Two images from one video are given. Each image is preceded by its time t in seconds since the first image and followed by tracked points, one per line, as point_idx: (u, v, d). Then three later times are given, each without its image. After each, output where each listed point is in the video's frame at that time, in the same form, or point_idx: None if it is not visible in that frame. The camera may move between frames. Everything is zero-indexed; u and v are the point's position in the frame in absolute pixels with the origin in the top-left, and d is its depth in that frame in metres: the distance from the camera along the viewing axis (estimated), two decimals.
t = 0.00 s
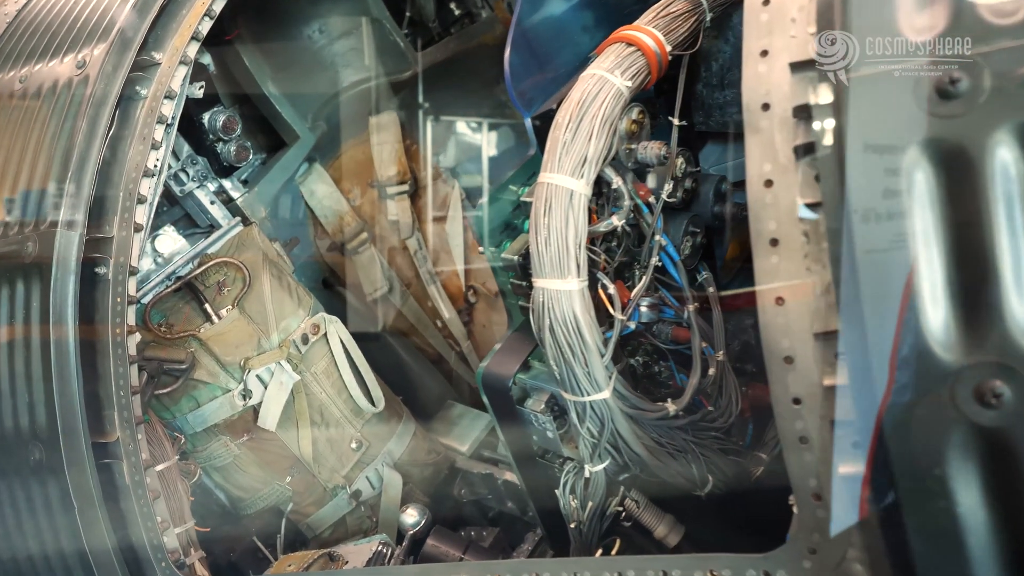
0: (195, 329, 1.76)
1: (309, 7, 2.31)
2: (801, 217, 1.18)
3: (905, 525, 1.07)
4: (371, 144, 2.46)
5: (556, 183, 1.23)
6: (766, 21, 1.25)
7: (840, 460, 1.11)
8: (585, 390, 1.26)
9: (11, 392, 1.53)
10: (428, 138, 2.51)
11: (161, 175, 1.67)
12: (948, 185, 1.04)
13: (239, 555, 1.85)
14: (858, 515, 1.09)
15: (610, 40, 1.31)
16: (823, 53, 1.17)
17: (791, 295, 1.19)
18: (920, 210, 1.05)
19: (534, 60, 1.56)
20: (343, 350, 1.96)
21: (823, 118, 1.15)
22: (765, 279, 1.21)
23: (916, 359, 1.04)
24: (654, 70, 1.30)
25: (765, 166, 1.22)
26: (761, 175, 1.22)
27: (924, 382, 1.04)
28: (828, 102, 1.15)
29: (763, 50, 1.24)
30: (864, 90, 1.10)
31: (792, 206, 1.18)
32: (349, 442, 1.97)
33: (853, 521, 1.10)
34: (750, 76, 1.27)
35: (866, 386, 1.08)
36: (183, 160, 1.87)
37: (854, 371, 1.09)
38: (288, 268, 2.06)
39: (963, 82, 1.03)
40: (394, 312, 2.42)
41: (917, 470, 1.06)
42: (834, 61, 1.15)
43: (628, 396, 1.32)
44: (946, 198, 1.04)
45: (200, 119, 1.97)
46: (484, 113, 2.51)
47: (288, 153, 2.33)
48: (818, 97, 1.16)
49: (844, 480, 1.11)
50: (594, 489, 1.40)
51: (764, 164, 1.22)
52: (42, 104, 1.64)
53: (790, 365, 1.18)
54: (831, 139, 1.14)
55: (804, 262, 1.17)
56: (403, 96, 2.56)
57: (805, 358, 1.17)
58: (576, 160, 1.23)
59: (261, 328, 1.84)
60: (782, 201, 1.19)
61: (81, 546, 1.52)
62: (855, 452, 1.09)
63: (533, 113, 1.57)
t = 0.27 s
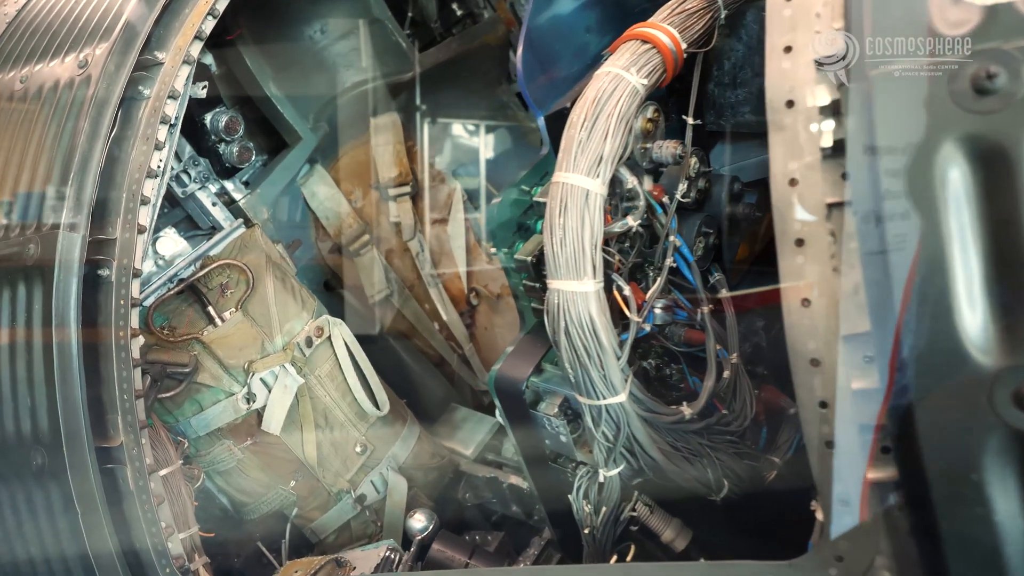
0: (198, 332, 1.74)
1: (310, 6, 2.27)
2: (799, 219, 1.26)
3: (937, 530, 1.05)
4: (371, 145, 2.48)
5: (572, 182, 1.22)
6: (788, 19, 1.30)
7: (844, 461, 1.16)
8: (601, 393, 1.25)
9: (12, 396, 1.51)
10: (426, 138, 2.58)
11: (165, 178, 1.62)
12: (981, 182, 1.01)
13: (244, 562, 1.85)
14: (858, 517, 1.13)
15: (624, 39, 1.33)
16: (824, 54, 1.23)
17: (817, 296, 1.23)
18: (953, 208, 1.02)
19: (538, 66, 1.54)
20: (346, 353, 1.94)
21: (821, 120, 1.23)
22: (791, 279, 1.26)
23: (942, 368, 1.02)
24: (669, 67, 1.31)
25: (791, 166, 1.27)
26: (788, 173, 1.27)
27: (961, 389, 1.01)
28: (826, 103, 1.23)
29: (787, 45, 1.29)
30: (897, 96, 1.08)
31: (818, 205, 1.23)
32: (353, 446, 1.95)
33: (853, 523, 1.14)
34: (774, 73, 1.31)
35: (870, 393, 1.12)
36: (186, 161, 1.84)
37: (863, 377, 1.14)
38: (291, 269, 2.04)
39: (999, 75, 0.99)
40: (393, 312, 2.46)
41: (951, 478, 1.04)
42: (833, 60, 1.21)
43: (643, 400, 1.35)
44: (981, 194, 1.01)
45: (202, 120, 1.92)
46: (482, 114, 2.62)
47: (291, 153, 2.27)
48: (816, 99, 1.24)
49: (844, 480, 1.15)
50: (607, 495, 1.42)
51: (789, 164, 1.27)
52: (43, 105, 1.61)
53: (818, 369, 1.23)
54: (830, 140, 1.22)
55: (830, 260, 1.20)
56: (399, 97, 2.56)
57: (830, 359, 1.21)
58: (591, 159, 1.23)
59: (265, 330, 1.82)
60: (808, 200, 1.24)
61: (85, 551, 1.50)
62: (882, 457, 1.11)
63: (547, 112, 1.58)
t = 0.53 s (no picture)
0: (205, 333, 1.71)
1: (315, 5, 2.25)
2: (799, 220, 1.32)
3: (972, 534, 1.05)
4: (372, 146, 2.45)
5: (590, 180, 1.23)
6: (816, 13, 1.27)
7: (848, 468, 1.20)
8: (619, 396, 1.26)
9: (19, 398, 1.50)
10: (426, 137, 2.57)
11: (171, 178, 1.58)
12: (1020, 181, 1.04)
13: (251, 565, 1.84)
14: (863, 518, 1.17)
15: (642, 36, 1.33)
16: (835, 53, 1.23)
17: (847, 298, 1.22)
18: (994, 208, 1.05)
19: (549, 66, 1.53)
20: (354, 354, 1.94)
21: (822, 120, 1.24)
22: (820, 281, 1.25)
23: (981, 372, 1.04)
24: (687, 64, 1.33)
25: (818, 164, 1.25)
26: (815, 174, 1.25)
27: (1008, 392, 1.03)
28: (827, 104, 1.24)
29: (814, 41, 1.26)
30: (941, 96, 1.08)
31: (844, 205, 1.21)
32: (361, 448, 1.94)
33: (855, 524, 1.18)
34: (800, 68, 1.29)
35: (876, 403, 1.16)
36: (191, 161, 1.80)
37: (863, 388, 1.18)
38: (297, 270, 2.02)
39: None
40: (394, 312, 2.45)
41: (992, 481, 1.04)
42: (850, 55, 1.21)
43: (661, 402, 1.32)
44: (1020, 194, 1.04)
45: (208, 120, 1.88)
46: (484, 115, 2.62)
47: (296, 153, 2.24)
48: (816, 99, 1.25)
49: (850, 487, 1.20)
50: (623, 499, 1.43)
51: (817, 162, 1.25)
52: (48, 103, 1.60)
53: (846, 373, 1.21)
54: (832, 139, 1.24)
55: (860, 261, 1.19)
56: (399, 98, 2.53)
57: (861, 360, 1.19)
58: (610, 158, 1.23)
59: (272, 331, 1.80)
60: (835, 198, 1.22)
61: (92, 554, 1.49)
62: (915, 463, 1.13)
63: (563, 111, 1.57)
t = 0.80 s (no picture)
0: (211, 335, 1.70)
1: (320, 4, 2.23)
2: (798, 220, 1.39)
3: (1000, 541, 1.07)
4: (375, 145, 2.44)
5: (607, 181, 1.21)
6: (842, 10, 1.27)
7: (849, 473, 1.26)
8: (636, 400, 1.24)
9: (25, 400, 1.48)
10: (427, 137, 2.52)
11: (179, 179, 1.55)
12: None
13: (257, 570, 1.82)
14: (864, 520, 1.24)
15: (658, 34, 1.31)
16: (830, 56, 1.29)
17: (875, 303, 1.21)
18: None
19: (567, 61, 1.48)
20: (361, 355, 1.92)
21: (823, 120, 1.27)
22: (847, 284, 1.24)
23: None
24: (704, 63, 1.32)
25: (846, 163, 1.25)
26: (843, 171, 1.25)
27: None
28: (828, 105, 1.28)
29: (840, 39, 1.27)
30: (961, 104, 1.09)
31: (874, 206, 1.22)
32: (368, 451, 1.92)
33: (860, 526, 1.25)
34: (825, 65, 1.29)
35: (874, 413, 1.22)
36: (197, 161, 1.80)
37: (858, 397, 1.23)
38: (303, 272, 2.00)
39: None
40: (400, 313, 2.44)
41: None
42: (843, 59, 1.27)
43: (679, 407, 1.31)
44: None
45: (213, 120, 1.86)
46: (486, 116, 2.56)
47: (302, 152, 2.21)
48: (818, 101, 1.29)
49: (852, 490, 1.26)
50: (638, 505, 1.42)
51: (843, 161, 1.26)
52: (54, 102, 1.58)
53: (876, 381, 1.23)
54: (834, 140, 1.27)
55: (889, 265, 1.20)
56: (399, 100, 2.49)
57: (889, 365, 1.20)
58: (628, 158, 1.22)
59: (278, 333, 1.78)
60: (866, 199, 1.23)
61: (97, 556, 1.50)
62: (948, 470, 1.16)
63: (579, 109, 1.48)
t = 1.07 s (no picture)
0: (218, 336, 1.68)
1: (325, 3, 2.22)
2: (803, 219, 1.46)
3: None
4: (378, 145, 2.42)
5: (624, 180, 1.20)
6: (867, 5, 1.22)
7: (854, 479, 1.32)
8: (654, 403, 1.23)
9: (31, 403, 1.47)
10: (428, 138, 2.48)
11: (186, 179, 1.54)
12: None
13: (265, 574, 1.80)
14: (870, 522, 1.30)
15: (675, 31, 1.31)
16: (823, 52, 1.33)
17: (903, 304, 1.18)
18: None
19: (582, 61, 1.46)
20: (368, 356, 1.90)
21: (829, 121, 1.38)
22: (874, 286, 1.20)
23: None
24: (722, 60, 1.30)
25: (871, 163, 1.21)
26: (869, 171, 1.22)
27: None
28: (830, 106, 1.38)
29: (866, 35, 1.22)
30: (995, 107, 1.04)
31: (901, 207, 1.18)
32: (375, 453, 1.90)
33: (865, 527, 1.31)
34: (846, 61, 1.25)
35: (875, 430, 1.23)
36: (203, 160, 1.78)
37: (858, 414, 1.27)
38: (310, 272, 1.99)
39: None
40: (405, 314, 2.43)
41: None
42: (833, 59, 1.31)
43: (696, 410, 1.32)
44: None
45: (219, 119, 1.86)
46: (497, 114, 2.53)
47: (307, 152, 2.21)
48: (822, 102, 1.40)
49: (858, 494, 1.32)
50: (654, 509, 1.41)
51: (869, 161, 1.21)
52: (60, 102, 1.57)
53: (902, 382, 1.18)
54: (836, 139, 1.36)
55: (916, 264, 1.17)
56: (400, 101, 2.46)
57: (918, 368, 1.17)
58: (645, 158, 1.20)
59: (286, 334, 1.76)
60: (890, 200, 1.19)
61: (103, 558, 1.49)
62: (978, 476, 1.13)
63: (593, 109, 1.49)
